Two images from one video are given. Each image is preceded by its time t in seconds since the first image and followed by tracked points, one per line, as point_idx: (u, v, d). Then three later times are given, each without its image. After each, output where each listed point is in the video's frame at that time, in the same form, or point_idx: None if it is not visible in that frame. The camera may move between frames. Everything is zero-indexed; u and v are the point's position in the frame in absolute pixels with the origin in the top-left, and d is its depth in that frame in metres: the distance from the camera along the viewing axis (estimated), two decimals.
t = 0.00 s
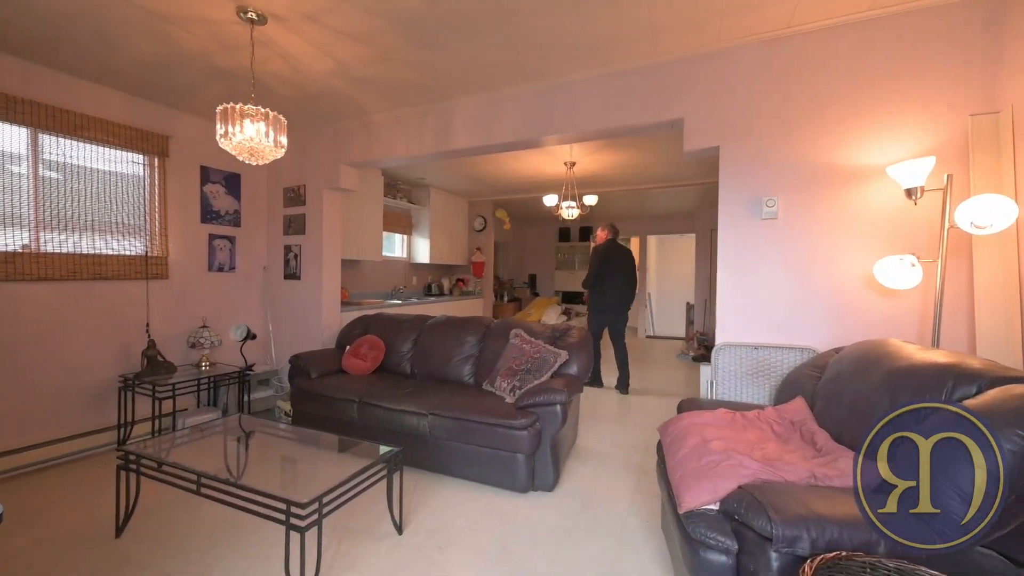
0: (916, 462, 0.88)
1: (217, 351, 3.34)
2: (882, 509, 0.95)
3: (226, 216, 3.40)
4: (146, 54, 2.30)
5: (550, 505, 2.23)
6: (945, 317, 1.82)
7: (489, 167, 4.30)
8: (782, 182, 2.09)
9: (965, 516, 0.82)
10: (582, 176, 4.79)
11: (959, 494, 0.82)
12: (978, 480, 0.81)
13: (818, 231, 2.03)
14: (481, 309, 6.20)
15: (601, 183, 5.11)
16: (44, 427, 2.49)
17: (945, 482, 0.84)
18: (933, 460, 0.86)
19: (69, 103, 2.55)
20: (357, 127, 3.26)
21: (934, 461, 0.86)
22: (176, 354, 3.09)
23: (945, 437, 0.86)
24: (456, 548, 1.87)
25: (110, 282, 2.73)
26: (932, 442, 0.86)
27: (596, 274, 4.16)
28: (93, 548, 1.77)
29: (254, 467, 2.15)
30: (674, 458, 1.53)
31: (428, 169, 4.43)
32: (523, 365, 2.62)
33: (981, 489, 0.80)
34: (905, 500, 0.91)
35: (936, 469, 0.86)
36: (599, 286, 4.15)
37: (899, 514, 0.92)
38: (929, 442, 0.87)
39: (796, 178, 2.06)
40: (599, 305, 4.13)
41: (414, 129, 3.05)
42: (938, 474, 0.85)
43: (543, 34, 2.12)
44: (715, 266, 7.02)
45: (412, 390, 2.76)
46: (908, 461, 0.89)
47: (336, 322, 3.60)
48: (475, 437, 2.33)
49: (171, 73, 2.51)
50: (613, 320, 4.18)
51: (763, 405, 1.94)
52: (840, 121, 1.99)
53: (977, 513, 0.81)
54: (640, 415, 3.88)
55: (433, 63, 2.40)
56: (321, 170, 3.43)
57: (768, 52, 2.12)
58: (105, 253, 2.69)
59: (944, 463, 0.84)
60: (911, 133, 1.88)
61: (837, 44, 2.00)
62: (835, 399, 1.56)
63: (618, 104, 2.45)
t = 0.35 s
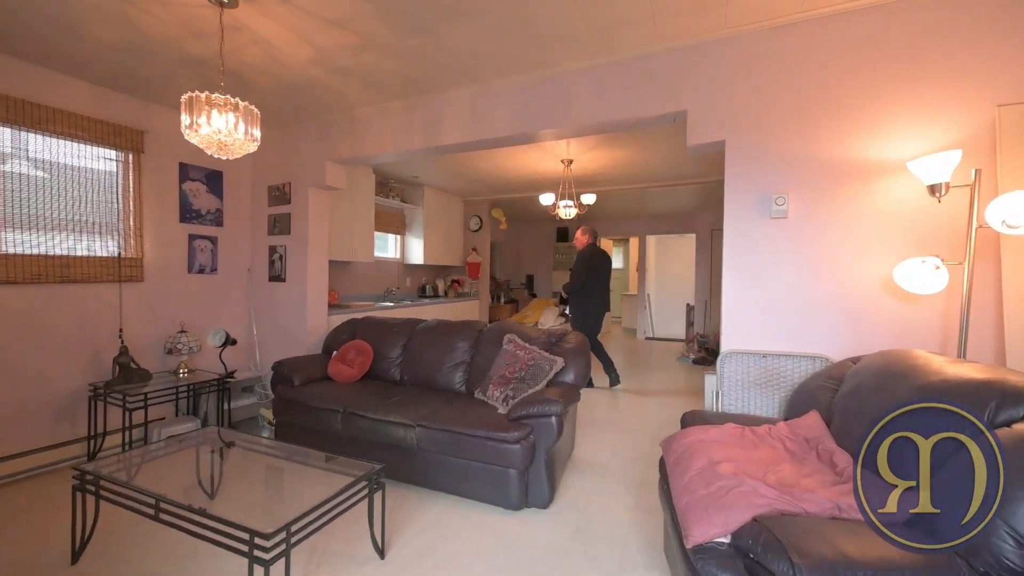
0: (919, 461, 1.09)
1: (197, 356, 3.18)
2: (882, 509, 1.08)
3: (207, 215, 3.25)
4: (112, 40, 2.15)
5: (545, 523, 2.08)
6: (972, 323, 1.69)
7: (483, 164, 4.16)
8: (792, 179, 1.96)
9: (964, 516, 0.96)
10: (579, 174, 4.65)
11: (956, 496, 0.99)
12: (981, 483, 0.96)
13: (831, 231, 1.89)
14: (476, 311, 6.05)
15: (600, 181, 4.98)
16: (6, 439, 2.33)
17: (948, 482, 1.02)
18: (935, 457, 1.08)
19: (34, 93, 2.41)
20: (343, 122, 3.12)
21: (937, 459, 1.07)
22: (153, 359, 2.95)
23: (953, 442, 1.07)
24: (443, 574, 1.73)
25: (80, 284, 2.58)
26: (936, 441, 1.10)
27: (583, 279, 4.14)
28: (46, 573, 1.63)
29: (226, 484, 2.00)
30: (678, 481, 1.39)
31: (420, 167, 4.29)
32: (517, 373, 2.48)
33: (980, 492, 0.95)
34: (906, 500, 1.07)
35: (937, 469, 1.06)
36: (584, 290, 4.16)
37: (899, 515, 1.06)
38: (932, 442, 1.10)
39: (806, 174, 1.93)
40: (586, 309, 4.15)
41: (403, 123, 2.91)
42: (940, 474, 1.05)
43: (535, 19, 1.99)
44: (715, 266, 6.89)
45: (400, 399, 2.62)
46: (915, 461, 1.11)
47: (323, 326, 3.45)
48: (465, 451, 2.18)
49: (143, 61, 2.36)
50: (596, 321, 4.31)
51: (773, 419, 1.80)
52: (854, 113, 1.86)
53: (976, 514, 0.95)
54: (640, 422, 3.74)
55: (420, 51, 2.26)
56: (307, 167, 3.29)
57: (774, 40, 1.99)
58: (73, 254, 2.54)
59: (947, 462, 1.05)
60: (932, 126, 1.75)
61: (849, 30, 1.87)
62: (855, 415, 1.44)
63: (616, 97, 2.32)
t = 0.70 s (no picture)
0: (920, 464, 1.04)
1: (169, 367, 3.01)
2: (882, 509, 1.09)
3: (181, 217, 3.08)
4: (64, 29, 1.99)
5: (535, 553, 1.92)
6: (1003, 337, 1.55)
7: (474, 164, 4.00)
8: (801, 181, 1.80)
9: (964, 516, 0.96)
10: (575, 175, 4.50)
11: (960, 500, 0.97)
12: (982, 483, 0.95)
13: (846, 237, 1.74)
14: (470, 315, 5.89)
15: (596, 182, 4.82)
16: None
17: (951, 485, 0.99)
18: (939, 462, 1.01)
19: None
20: (324, 119, 2.95)
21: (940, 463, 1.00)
22: (120, 370, 2.77)
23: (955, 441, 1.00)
24: None
25: (37, 292, 2.41)
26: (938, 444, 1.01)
27: (576, 283, 4.25)
28: None
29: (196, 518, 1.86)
30: (679, 520, 1.24)
31: (409, 166, 4.13)
32: (505, 387, 2.32)
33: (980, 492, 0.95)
34: (905, 502, 1.06)
35: (940, 471, 1.01)
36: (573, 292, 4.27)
37: (901, 516, 1.06)
38: (933, 443, 1.02)
39: (817, 175, 1.78)
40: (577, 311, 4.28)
41: (386, 121, 2.74)
42: (942, 476, 1.01)
43: (523, 7, 1.83)
44: (714, 268, 6.74)
45: (381, 414, 2.45)
46: (916, 463, 1.05)
47: (305, 335, 3.28)
48: (448, 474, 2.02)
49: (102, 53, 2.19)
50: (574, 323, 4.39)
51: (784, 445, 1.64)
52: (870, 109, 1.70)
53: (976, 515, 0.95)
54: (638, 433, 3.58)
55: (400, 42, 2.09)
56: (287, 167, 3.11)
57: (781, 30, 1.84)
58: (30, 260, 2.36)
59: (951, 465, 1.00)
60: (956, 123, 1.60)
61: (864, 19, 1.72)
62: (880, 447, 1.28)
63: (611, 92, 2.17)
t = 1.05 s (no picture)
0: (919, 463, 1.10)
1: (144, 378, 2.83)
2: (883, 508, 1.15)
3: (157, 220, 2.91)
4: (15, 16, 1.82)
5: None
6: None
7: (468, 164, 3.85)
8: (820, 184, 1.66)
9: (964, 517, 1.03)
10: (573, 175, 4.34)
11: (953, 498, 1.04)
12: (982, 480, 1.01)
13: (870, 244, 1.60)
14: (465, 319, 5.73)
15: (594, 183, 4.67)
16: None
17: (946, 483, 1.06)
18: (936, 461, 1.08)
19: None
20: (308, 117, 2.79)
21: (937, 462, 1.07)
22: (89, 383, 2.60)
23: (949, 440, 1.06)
24: None
25: None
26: (938, 444, 1.08)
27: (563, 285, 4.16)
28: None
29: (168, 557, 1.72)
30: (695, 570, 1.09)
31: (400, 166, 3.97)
32: (499, 404, 2.16)
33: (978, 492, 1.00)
34: (904, 500, 1.13)
35: (938, 469, 1.07)
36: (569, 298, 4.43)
37: (900, 513, 1.12)
38: (933, 444, 1.08)
39: (838, 175, 1.64)
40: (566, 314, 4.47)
41: (372, 118, 2.58)
42: (942, 475, 1.07)
43: None
44: (714, 271, 6.61)
45: (367, 432, 2.29)
46: (916, 462, 1.11)
47: (289, 344, 3.12)
48: (436, 500, 1.86)
49: (61, 43, 2.03)
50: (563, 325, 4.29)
51: (806, 476, 1.48)
52: (897, 106, 1.57)
53: (975, 516, 1.01)
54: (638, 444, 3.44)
55: (384, 32, 1.93)
56: (269, 167, 2.95)
57: (796, 19, 1.69)
58: None
59: (949, 465, 1.06)
60: (994, 119, 1.46)
61: (889, 5, 1.57)
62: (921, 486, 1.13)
63: (611, 87, 2.02)
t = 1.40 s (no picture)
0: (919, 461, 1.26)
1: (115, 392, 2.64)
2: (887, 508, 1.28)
3: (130, 222, 2.72)
4: None
5: None
6: None
7: (463, 162, 3.68)
8: (852, 185, 1.51)
9: (964, 518, 1.13)
10: (573, 175, 4.17)
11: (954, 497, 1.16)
12: (982, 480, 1.14)
13: (909, 249, 1.45)
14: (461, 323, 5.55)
15: (595, 182, 4.51)
16: None
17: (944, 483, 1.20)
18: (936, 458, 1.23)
19: None
20: (292, 111, 2.60)
21: (936, 459, 1.23)
22: (54, 398, 2.41)
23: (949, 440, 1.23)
24: None
25: None
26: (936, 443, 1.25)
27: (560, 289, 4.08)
28: None
29: None
30: None
31: (393, 164, 3.79)
32: (497, 423, 1.99)
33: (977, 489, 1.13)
34: (905, 499, 1.26)
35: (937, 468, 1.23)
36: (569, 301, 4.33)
37: (902, 514, 1.24)
38: (932, 443, 1.26)
39: (873, 174, 1.49)
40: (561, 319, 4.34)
41: (360, 112, 2.40)
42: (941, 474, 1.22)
43: None
44: (716, 272, 6.46)
45: (354, 452, 2.11)
46: (916, 462, 1.27)
47: (274, 352, 2.93)
48: (428, 531, 1.68)
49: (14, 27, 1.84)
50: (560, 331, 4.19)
51: (842, 512, 1.33)
52: (937, 100, 1.43)
53: (975, 517, 1.11)
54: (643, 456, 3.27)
55: (370, 16, 1.76)
56: (250, 165, 2.76)
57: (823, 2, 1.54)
58: None
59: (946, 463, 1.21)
60: None
61: None
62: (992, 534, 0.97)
63: (619, 78, 1.85)
